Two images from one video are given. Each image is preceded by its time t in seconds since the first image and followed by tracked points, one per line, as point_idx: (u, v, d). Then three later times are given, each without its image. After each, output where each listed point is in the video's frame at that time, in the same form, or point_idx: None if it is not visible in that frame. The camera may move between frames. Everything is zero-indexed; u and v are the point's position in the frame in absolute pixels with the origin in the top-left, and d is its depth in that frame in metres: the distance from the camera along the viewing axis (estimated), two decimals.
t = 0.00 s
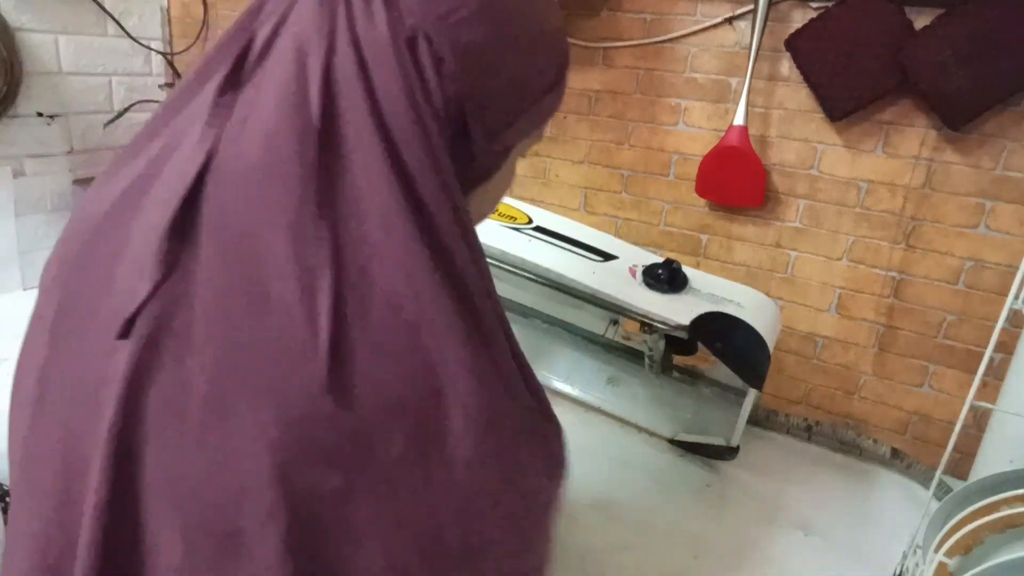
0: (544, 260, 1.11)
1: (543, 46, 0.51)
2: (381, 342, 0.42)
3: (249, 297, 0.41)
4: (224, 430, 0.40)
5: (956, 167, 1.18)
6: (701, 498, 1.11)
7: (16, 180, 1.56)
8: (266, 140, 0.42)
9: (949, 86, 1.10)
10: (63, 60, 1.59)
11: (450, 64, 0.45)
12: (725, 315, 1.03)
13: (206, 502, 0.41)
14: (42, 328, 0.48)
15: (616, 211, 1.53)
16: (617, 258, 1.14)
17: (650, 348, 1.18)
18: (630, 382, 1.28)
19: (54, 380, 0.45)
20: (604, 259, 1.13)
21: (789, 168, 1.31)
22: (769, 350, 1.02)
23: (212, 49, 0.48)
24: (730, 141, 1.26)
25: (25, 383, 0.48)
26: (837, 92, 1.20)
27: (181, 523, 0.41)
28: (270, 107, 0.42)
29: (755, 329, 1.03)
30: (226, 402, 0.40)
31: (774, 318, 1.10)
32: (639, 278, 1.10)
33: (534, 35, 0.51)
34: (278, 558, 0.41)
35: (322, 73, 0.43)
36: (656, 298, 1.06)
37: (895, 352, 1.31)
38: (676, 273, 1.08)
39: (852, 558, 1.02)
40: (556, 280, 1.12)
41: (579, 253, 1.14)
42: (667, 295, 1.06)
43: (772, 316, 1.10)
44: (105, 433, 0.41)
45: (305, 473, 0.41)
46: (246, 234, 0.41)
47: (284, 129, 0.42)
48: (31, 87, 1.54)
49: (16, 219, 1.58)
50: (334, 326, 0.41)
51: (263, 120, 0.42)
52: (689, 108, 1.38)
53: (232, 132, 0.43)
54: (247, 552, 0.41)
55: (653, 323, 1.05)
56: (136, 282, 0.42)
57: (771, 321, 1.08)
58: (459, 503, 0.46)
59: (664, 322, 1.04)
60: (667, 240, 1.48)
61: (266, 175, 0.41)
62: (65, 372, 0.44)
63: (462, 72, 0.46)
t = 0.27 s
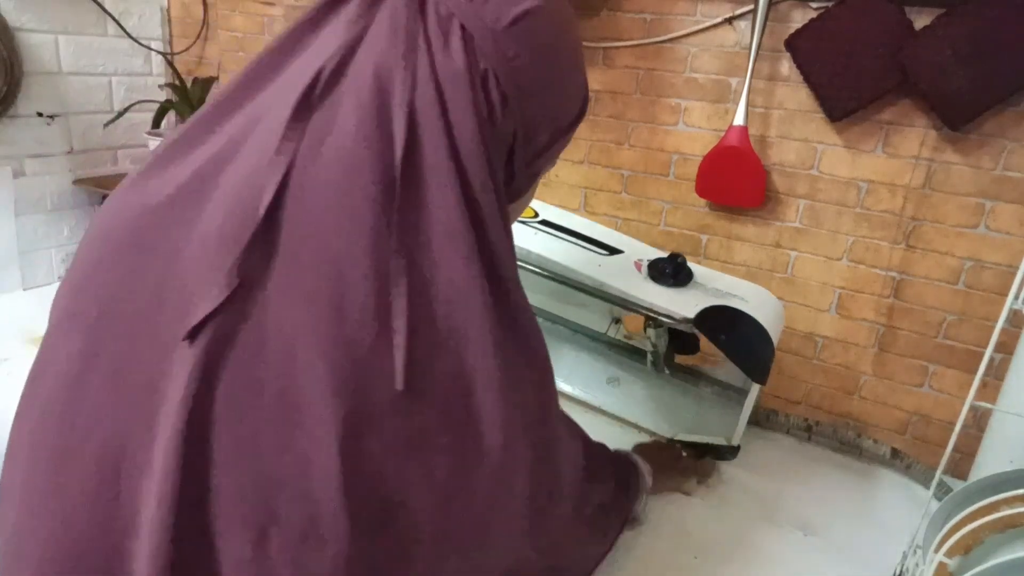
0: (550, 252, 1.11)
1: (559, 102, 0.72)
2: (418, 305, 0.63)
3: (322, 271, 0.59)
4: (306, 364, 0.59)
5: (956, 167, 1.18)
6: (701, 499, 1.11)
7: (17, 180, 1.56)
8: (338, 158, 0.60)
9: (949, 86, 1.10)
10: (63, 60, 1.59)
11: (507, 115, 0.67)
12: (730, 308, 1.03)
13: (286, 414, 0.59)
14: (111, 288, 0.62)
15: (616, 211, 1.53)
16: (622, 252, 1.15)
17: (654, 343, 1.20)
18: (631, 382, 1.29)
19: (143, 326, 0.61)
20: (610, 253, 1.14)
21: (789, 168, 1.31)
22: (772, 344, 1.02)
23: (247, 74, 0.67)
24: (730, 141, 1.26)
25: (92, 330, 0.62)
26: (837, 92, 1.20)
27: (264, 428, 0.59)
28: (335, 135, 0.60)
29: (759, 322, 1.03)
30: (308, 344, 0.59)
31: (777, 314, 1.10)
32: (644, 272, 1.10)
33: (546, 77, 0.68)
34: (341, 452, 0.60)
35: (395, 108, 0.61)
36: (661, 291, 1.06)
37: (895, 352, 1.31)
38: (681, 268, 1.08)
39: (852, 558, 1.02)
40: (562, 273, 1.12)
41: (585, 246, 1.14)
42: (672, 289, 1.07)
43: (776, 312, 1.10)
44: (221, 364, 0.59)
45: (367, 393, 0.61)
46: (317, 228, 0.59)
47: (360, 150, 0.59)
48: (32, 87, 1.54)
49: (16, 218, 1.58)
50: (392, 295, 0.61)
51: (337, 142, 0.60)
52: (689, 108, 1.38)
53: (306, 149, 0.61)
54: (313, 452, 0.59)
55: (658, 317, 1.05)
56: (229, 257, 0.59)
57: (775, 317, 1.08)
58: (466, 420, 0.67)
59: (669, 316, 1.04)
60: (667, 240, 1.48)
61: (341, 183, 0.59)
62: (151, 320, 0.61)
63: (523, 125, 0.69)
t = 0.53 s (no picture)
0: (558, 245, 1.12)
1: (561, 112, 0.74)
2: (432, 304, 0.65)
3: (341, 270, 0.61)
4: (326, 360, 0.61)
5: (955, 168, 1.19)
6: (701, 497, 1.11)
7: (18, 181, 1.56)
8: (362, 161, 0.61)
9: (948, 86, 1.11)
10: (65, 61, 1.60)
11: (515, 124, 0.69)
12: (735, 302, 1.03)
13: (304, 407, 0.61)
14: (124, 271, 0.64)
15: (615, 211, 1.53)
16: (628, 246, 1.15)
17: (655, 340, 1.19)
18: (631, 381, 1.28)
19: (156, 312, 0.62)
20: (616, 246, 1.14)
21: (789, 168, 1.31)
22: (777, 338, 1.03)
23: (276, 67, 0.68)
24: (730, 142, 1.27)
25: (103, 310, 0.64)
26: (837, 92, 1.21)
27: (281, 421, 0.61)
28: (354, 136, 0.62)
29: (764, 316, 1.04)
30: (326, 342, 0.61)
31: (781, 309, 1.10)
32: (650, 265, 1.11)
33: (548, 88, 0.70)
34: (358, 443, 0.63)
35: (414, 112, 0.62)
36: (668, 284, 1.07)
37: (894, 352, 1.32)
38: (687, 262, 1.09)
39: (850, 557, 1.03)
40: (569, 266, 1.13)
41: (592, 239, 1.14)
42: (678, 282, 1.07)
43: (780, 307, 1.10)
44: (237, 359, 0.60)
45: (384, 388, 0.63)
46: (337, 227, 0.60)
47: (384, 153, 0.61)
48: (33, 88, 1.55)
49: (18, 218, 1.59)
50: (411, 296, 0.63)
51: (362, 144, 0.61)
52: (689, 109, 1.38)
53: (327, 146, 0.61)
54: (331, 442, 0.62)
55: (664, 309, 1.06)
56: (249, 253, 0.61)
57: (779, 311, 1.09)
58: (474, 414, 0.70)
59: (675, 309, 1.05)
60: (666, 240, 1.49)
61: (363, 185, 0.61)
62: (165, 307, 0.62)
63: (525, 133, 0.71)
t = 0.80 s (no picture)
0: (559, 244, 1.12)
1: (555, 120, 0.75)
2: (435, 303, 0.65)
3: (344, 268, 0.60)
4: (330, 358, 0.61)
5: (955, 168, 1.19)
6: (701, 497, 1.11)
7: (18, 181, 1.56)
8: (366, 158, 0.61)
9: (949, 87, 1.11)
10: (65, 60, 1.60)
11: (517, 129, 0.69)
12: (736, 300, 1.03)
13: (308, 406, 0.61)
14: (126, 266, 0.64)
15: (615, 211, 1.53)
16: (629, 244, 1.15)
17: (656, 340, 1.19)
18: (630, 381, 1.28)
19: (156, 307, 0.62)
20: (617, 244, 1.14)
21: (789, 168, 1.31)
22: (778, 335, 1.03)
23: (277, 66, 0.68)
24: (730, 142, 1.27)
25: (103, 306, 0.64)
26: (838, 92, 1.21)
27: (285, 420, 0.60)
28: (358, 134, 0.62)
29: (765, 314, 1.04)
30: (329, 340, 0.60)
31: (782, 307, 1.10)
32: (652, 264, 1.10)
33: (548, 97, 0.70)
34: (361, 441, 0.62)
35: (420, 116, 0.62)
36: (669, 282, 1.06)
37: (894, 352, 1.32)
38: (688, 260, 1.08)
39: (850, 557, 1.02)
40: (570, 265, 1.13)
41: (593, 238, 1.14)
42: (679, 280, 1.07)
43: (781, 305, 1.10)
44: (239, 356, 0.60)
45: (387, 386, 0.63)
46: (340, 226, 0.60)
47: (388, 151, 0.61)
48: (33, 88, 1.55)
49: (18, 218, 1.59)
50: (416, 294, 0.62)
51: (366, 143, 0.61)
52: (689, 109, 1.38)
53: (330, 147, 0.61)
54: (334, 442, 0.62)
55: (665, 308, 1.06)
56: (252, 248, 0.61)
57: (780, 309, 1.09)
58: (477, 413, 0.69)
59: (676, 307, 1.05)
60: (666, 240, 1.49)
61: (368, 183, 0.60)
62: (172, 304, 0.62)
63: (524, 140, 0.72)
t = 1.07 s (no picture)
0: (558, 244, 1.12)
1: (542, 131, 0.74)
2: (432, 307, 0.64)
3: (343, 271, 0.60)
4: (327, 362, 0.60)
5: (955, 168, 1.19)
6: (701, 497, 1.11)
7: (18, 181, 1.56)
8: (364, 161, 0.60)
9: (948, 87, 1.11)
10: (65, 60, 1.60)
11: (507, 140, 0.69)
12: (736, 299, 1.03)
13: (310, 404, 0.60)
14: (126, 263, 0.62)
15: (615, 211, 1.53)
16: (628, 244, 1.15)
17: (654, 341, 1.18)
18: (630, 380, 1.28)
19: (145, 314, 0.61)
20: (616, 244, 1.14)
21: (789, 168, 1.31)
22: (777, 334, 1.03)
23: (280, 66, 0.67)
24: (730, 141, 1.26)
25: (98, 307, 0.62)
26: (837, 92, 1.21)
27: (279, 426, 0.59)
28: (354, 137, 0.61)
29: (764, 313, 1.04)
30: (326, 344, 0.60)
31: (782, 306, 1.10)
32: (650, 264, 1.10)
33: (540, 110, 0.70)
34: (364, 440, 0.62)
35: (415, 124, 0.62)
36: (668, 283, 1.06)
37: (893, 352, 1.32)
38: (688, 260, 1.08)
39: (850, 557, 1.02)
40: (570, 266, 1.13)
41: (593, 238, 1.14)
42: (678, 280, 1.07)
43: (780, 304, 1.10)
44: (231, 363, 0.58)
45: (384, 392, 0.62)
46: (344, 224, 0.60)
47: (385, 156, 0.61)
48: (33, 88, 1.55)
49: (18, 218, 1.59)
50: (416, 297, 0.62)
51: (365, 146, 0.61)
52: (689, 109, 1.38)
53: (334, 152, 0.61)
54: (332, 447, 0.61)
55: (664, 309, 1.06)
56: (243, 253, 0.59)
57: (779, 308, 1.09)
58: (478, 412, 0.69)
59: (675, 308, 1.05)
60: (666, 240, 1.49)
61: (365, 187, 0.60)
62: (174, 303, 0.60)
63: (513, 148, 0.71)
